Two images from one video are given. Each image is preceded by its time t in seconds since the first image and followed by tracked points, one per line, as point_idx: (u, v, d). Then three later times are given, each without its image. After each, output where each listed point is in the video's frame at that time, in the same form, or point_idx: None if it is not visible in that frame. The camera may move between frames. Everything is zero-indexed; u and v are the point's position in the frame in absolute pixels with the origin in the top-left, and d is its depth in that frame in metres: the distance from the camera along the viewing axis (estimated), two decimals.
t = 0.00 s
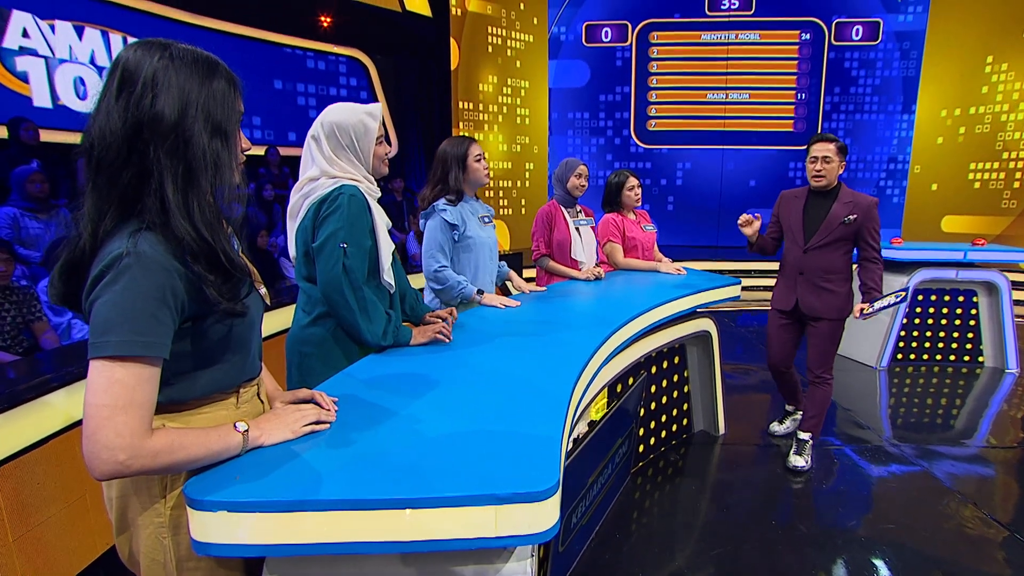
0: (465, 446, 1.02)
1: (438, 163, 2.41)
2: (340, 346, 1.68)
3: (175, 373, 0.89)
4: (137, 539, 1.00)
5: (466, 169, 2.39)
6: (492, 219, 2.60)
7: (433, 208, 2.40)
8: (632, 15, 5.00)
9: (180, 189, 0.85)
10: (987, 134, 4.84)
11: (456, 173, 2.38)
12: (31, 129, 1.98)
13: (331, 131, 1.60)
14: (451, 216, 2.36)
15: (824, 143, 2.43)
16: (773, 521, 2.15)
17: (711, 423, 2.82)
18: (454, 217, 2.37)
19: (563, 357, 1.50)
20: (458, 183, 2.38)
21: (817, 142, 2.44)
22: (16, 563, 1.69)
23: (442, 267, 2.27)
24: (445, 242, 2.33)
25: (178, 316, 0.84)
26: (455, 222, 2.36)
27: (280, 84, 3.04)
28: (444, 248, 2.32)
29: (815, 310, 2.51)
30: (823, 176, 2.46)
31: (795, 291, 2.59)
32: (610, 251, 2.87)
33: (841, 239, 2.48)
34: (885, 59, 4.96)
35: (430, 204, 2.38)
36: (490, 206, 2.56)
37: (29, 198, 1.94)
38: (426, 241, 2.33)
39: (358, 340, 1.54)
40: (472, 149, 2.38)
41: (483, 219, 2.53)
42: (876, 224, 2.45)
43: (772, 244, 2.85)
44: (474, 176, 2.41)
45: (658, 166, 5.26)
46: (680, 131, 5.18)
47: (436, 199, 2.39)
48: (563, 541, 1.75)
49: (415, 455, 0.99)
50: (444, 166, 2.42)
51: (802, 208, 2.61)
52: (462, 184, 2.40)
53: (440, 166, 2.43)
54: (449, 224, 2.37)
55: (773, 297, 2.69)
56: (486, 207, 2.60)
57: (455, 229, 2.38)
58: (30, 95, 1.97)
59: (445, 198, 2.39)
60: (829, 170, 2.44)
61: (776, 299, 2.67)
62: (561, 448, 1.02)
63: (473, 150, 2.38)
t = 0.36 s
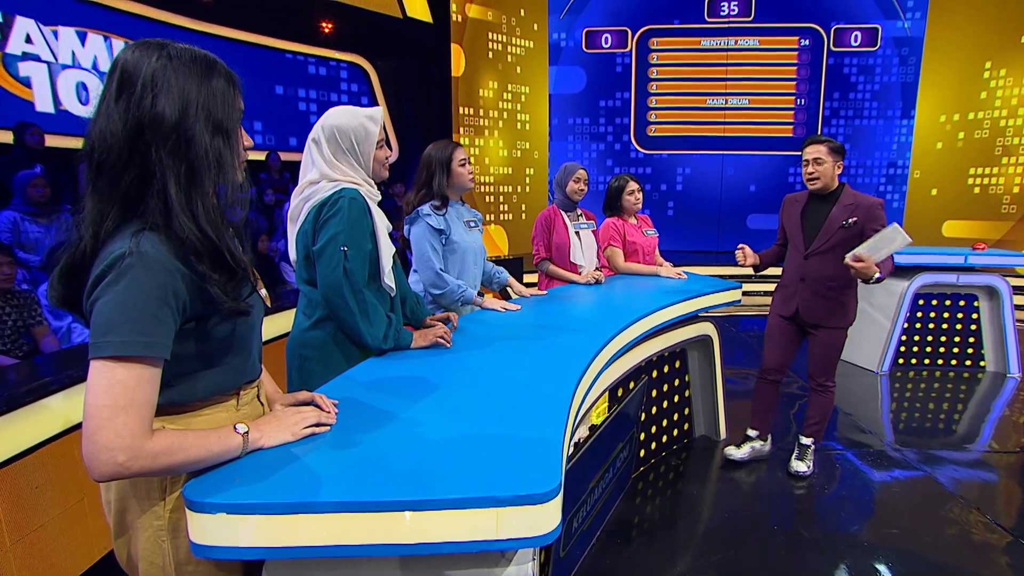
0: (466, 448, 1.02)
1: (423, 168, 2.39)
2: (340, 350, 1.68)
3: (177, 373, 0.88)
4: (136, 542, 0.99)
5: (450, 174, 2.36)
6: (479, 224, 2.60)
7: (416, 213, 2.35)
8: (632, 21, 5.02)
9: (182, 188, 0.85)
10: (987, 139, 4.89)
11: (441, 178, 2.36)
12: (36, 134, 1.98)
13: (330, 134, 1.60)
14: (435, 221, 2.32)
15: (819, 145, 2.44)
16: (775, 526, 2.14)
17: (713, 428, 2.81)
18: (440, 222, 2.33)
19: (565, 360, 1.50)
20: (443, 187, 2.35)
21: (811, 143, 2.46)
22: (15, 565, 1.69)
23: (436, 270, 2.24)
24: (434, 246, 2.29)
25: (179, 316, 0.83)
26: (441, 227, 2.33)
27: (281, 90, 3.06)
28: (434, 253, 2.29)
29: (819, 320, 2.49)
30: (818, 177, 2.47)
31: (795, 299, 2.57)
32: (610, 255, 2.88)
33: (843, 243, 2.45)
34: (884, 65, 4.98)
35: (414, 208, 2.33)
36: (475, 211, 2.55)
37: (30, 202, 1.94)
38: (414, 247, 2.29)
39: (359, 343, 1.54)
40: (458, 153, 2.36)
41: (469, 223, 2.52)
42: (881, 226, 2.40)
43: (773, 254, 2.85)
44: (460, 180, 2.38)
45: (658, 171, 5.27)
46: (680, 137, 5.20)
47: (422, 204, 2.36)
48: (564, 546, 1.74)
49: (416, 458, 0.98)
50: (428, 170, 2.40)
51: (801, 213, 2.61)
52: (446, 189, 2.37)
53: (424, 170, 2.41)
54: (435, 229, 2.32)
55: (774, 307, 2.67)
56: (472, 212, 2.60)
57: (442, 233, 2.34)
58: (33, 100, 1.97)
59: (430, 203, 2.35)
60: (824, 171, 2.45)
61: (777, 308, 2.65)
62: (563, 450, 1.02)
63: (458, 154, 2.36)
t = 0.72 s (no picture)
0: (466, 450, 1.01)
1: (418, 172, 2.38)
2: (341, 353, 1.67)
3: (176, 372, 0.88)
4: (134, 545, 0.98)
5: (444, 177, 2.36)
6: (474, 227, 2.61)
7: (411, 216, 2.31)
8: (632, 28, 5.05)
9: (182, 186, 0.85)
10: (986, 146, 4.90)
11: (435, 183, 2.35)
12: (40, 139, 1.99)
13: (330, 137, 1.60)
14: (432, 223, 2.27)
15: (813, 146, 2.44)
16: (777, 531, 2.13)
17: (714, 434, 2.80)
18: (437, 225, 2.30)
19: (566, 364, 1.49)
20: (437, 191, 2.34)
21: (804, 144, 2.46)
22: (14, 566, 1.69)
23: (438, 273, 2.23)
24: (434, 249, 2.27)
25: (179, 314, 0.83)
26: (438, 229, 2.28)
27: (283, 96, 3.07)
28: (435, 256, 2.27)
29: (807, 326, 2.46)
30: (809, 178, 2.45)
31: (784, 305, 2.53)
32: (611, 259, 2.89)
33: (830, 249, 2.46)
34: (883, 72, 5.01)
35: (410, 212, 2.29)
36: (470, 212, 2.55)
37: (33, 207, 1.94)
38: (411, 251, 2.25)
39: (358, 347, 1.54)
40: (452, 157, 2.35)
41: (464, 226, 2.53)
42: (867, 232, 2.41)
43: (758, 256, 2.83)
44: (455, 184, 2.39)
45: (658, 177, 5.28)
46: (679, 143, 5.21)
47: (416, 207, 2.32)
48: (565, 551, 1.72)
49: (416, 459, 0.98)
50: (422, 174, 2.38)
51: (788, 217, 2.59)
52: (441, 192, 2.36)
53: (418, 174, 2.39)
54: (431, 231, 2.28)
55: (761, 311, 2.63)
56: (468, 215, 2.61)
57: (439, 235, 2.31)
58: (35, 106, 1.98)
59: (426, 206, 2.31)
60: (816, 173, 2.44)
61: (764, 312, 2.62)
62: (565, 451, 1.01)
63: (453, 158, 2.35)
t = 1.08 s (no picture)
0: (468, 449, 1.00)
1: (418, 175, 2.39)
2: (342, 355, 1.66)
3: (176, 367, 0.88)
4: (132, 544, 0.97)
5: (444, 180, 2.37)
6: (474, 230, 2.61)
7: (411, 219, 2.31)
8: (632, 35, 5.08)
9: (181, 180, 0.85)
10: (985, 151, 4.95)
11: (436, 186, 2.35)
12: (42, 143, 2.00)
13: (331, 137, 1.60)
14: (432, 226, 2.28)
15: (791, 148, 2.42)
16: (781, 535, 2.12)
17: (716, 438, 2.79)
18: (436, 228, 2.31)
19: (567, 365, 1.49)
20: (438, 193, 2.35)
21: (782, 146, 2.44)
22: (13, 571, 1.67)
23: (437, 275, 2.23)
24: (434, 251, 2.27)
25: (179, 309, 0.83)
26: (438, 232, 2.30)
27: (284, 101, 3.08)
28: (435, 258, 2.26)
29: (784, 329, 2.44)
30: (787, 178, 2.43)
31: (761, 307, 2.50)
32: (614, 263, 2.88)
33: (807, 251, 2.42)
34: (882, 79, 5.03)
35: (410, 215, 2.30)
36: (471, 216, 2.55)
37: (34, 209, 1.94)
38: (411, 253, 2.25)
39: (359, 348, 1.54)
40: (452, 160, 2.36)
41: (464, 228, 2.54)
42: (841, 236, 2.41)
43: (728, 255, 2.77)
44: (455, 187, 2.39)
45: (659, 183, 5.29)
46: (679, 149, 5.23)
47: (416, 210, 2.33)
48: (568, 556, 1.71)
49: (418, 458, 0.97)
50: (422, 176, 2.39)
51: (763, 219, 2.55)
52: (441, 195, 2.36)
53: (419, 176, 2.40)
54: (431, 234, 2.29)
55: (737, 313, 2.60)
56: (468, 218, 2.62)
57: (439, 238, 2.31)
58: (38, 109, 1.98)
59: (426, 209, 2.33)
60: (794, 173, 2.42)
61: (741, 314, 2.58)
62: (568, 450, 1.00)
63: (453, 160, 2.36)
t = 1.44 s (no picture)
0: (471, 447, 1.00)
1: (419, 177, 2.39)
2: (342, 356, 1.66)
3: (177, 362, 0.87)
4: (133, 541, 0.97)
5: (446, 182, 2.37)
6: (475, 232, 2.61)
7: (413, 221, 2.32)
8: (632, 39, 5.09)
9: (185, 174, 0.85)
10: (986, 155, 4.96)
11: (437, 188, 2.36)
12: (45, 146, 2.00)
13: (331, 137, 1.61)
14: (433, 229, 2.29)
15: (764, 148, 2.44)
16: (785, 538, 2.10)
17: (718, 441, 2.78)
18: (438, 231, 2.31)
19: (569, 366, 1.48)
20: (439, 196, 2.35)
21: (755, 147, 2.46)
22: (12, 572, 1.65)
23: (438, 277, 2.22)
24: (435, 254, 2.27)
25: (181, 303, 0.83)
26: (439, 234, 2.30)
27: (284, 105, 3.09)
28: (437, 261, 2.26)
29: (782, 329, 2.42)
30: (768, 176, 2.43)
31: (758, 310, 2.48)
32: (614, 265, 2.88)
33: (795, 248, 2.41)
34: (882, 83, 5.04)
35: (411, 217, 2.31)
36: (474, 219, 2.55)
37: (35, 211, 1.95)
38: (413, 256, 2.26)
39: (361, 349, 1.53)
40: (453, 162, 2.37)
41: (465, 231, 2.53)
42: (827, 227, 2.41)
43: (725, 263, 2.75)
44: (456, 190, 2.39)
45: (659, 187, 5.30)
46: (680, 153, 5.24)
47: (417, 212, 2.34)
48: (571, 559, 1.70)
49: (422, 456, 0.96)
50: (424, 179, 2.40)
51: (749, 222, 2.56)
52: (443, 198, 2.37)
53: (421, 179, 2.41)
54: (433, 236, 2.30)
55: (735, 319, 2.58)
56: (469, 220, 2.61)
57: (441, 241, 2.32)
58: (41, 112, 1.99)
59: (428, 211, 2.34)
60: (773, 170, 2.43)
61: (738, 320, 2.56)
62: (571, 448, 1.00)
63: (454, 163, 2.37)
